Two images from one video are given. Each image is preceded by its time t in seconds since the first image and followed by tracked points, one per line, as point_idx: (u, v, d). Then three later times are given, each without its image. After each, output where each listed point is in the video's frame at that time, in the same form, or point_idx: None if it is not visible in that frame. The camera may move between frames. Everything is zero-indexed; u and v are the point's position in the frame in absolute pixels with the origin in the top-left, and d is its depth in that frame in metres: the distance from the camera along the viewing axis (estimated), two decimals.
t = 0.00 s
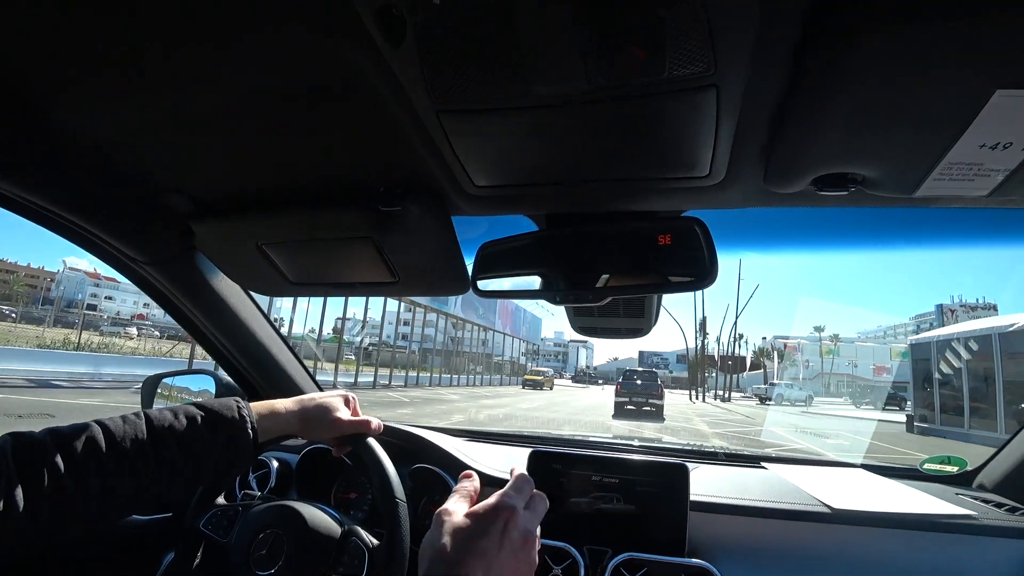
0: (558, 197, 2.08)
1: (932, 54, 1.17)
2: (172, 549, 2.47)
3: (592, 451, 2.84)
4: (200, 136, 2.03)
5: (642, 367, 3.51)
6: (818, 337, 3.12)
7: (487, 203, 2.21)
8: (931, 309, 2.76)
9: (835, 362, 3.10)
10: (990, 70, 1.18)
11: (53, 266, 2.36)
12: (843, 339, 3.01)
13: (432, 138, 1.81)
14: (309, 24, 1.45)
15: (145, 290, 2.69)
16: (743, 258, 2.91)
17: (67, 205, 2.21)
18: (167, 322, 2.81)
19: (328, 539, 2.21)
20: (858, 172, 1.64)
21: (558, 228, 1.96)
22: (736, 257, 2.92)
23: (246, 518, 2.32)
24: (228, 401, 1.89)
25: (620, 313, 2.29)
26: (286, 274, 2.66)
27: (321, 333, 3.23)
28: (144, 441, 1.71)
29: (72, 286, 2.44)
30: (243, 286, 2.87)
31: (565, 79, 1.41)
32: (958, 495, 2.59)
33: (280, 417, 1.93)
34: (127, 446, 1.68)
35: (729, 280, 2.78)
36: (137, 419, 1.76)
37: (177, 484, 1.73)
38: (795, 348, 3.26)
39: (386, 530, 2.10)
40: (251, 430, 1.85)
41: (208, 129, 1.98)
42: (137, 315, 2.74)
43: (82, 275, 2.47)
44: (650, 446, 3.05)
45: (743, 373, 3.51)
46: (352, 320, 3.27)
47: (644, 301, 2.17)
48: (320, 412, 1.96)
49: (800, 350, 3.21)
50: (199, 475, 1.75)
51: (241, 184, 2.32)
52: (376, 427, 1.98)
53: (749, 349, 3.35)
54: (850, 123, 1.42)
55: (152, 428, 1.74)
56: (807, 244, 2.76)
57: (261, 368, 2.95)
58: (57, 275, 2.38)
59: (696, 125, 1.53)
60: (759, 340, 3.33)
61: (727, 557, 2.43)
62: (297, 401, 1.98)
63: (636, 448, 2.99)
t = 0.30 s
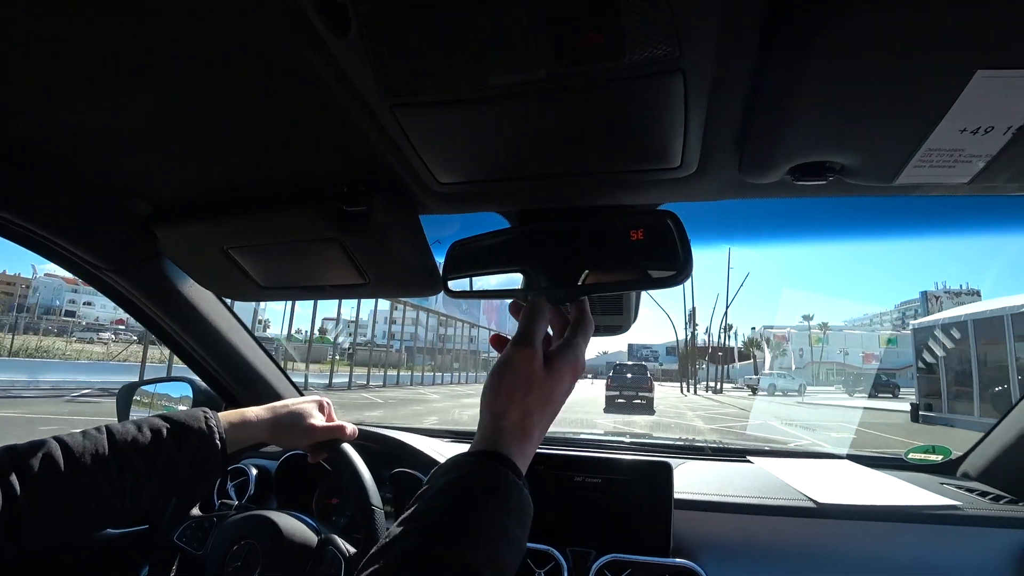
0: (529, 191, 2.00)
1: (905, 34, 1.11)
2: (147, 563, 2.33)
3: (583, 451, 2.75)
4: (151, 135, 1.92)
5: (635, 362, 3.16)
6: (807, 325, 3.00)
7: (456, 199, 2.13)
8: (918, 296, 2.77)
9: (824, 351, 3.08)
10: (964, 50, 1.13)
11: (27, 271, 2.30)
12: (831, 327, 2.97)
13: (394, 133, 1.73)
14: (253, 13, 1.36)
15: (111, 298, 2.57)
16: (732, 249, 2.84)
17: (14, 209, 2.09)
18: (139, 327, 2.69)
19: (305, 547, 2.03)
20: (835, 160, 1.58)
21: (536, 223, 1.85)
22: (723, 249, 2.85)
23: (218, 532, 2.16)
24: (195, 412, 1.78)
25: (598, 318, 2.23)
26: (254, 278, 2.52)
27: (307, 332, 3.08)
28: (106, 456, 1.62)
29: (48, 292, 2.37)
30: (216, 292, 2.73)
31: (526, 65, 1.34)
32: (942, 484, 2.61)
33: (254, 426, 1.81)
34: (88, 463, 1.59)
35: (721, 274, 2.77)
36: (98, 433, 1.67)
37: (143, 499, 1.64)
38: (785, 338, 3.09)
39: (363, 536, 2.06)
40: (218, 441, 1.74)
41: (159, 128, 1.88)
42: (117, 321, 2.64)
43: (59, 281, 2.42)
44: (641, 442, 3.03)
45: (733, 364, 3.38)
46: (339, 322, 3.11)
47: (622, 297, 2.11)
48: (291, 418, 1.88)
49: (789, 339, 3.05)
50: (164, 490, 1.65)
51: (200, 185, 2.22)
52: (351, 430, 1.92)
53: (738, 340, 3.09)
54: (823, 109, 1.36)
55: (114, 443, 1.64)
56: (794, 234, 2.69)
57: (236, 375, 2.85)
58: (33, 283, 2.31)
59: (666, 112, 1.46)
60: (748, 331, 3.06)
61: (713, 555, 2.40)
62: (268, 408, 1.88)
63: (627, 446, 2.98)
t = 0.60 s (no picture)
0: (518, 187, 2.01)
1: (892, 33, 1.13)
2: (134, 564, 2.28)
3: (573, 446, 2.75)
4: (134, 130, 1.89)
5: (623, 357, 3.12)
6: (795, 320, 3.05)
7: (445, 195, 2.13)
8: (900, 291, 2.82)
9: (812, 345, 3.12)
10: (946, 49, 1.15)
11: (2, 270, 2.25)
12: (820, 322, 3.01)
13: (384, 128, 1.72)
14: (242, 8, 1.35)
15: (95, 296, 2.53)
16: (721, 244, 2.85)
17: None
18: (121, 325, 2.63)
19: (295, 545, 2.01)
20: (820, 157, 1.60)
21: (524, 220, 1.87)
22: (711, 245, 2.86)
23: (207, 531, 2.13)
24: (182, 411, 1.78)
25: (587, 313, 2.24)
26: (242, 275, 2.50)
27: (295, 331, 3.10)
28: (92, 456, 1.60)
29: (25, 291, 2.33)
30: (203, 291, 2.71)
31: (518, 61, 1.34)
32: (924, 475, 2.67)
33: (243, 424, 1.80)
34: (73, 462, 1.58)
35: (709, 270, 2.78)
36: (84, 433, 1.65)
37: (129, 499, 1.63)
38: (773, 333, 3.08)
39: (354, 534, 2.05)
40: (207, 440, 1.73)
41: (145, 123, 1.85)
42: (96, 320, 2.58)
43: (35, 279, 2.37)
44: (630, 437, 3.07)
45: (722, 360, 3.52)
46: (325, 319, 3.13)
47: (611, 293, 2.13)
48: (279, 416, 1.87)
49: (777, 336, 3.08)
50: (151, 489, 1.64)
51: (187, 181, 2.19)
52: (340, 428, 1.92)
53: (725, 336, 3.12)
54: (810, 106, 1.38)
55: (100, 442, 1.62)
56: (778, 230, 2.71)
57: (224, 374, 2.83)
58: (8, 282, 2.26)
59: (654, 109, 1.48)
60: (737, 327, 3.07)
61: (701, 548, 2.43)
62: (257, 405, 1.86)
63: (615, 440, 3.01)
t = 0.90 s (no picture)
0: (513, 184, 2.01)
1: (885, 31, 1.14)
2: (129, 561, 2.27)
3: (568, 443, 2.76)
4: (126, 124, 1.88)
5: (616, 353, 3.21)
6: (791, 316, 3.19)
7: (440, 191, 2.14)
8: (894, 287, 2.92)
9: (808, 342, 3.24)
10: (937, 48, 1.16)
11: None
12: (814, 318, 3.14)
13: (378, 124, 1.72)
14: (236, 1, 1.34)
15: (87, 291, 2.52)
16: (717, 241, 2.88)
17: None
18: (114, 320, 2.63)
19: (290, 540, 2.03)
20: (813, 154, 1.62)
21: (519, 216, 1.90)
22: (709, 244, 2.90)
23: (203, 527, 2.13)
24: (175, 407, 1.77)
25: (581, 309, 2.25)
26: (236, 271, 2.50)
27: (281, 328, 3.05)
28: (85, 452, 1.58)
29: (11, 285, 2.28)
30: (196, 287, 2.70)
31: (513, 57, 1.34)
32: (913, 470, 2.70)
33: (237, 419, 1.81)
34: (67, 459, 1.55)
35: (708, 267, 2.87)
36: (77, 429, 1.63)
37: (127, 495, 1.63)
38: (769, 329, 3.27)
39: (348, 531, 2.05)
40: (200, 436, 1.73)
41: (138, 118, 1.83)
42: (83, 315, 2.55)
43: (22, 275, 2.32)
44: (624, 433, 3.09)
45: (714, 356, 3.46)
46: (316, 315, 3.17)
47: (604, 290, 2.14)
48: (273, 412, 1.87)
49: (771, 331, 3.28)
50: (147, 485, 1.65)
51: (180, 176, 2.18)
52: (333, 425, 1.92)
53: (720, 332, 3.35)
54: (803, 104, 1.38)
55: (93, 439, 1.61)
56: (775, 230, 2.76)
57: (219, 371, 2.82)
58: None
59: (649, 106, 1.48)
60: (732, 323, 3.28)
61: (694, 543, 2.45)
62: (250, 402, 1.87)
63: (610, 437, 3.02)
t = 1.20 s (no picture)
0: (508, 180, 2.00)
1: (878, 27, 1.13)
2: (126, 560, 2.26)
3: (566, 440, 2.76)
4: (118, 122, 1.86)
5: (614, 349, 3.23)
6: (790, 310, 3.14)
7: (435, 188, 2.13)
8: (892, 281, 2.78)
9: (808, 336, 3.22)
10: (931, 43, 1.16)
11: None
12: (814, 312, 3.12)
13: (371, 120, 1.71)
14: None
15: (81, 290, 2.50)
16: (717, 236, 2.88)
17: None
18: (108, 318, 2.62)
19: (286, 538, 2.02)
20: (808, 150, 1.61)
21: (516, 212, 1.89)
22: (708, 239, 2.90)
23: (200, 525, 2.12)
24: (164, 411, 1.76)
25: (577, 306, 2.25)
26: (231, 270, 2.49)
27: (278, 326, 3.02)
28: (74, 459, 1.58)
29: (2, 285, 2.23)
30: (191, 285, 2.69)
31: (507, 54, 1.33)
32: (909, 464, 2.70)
33: (229, 420, 1.76)
34: (55, 466, 1.55)
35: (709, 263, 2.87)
36: (65, 436, 1.63)
37: (115, 501, 1.63)
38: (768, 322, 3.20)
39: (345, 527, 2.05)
40: (189, 437, 1.72)
41: (129, 115, 1.82)
42: (72, 313, 2.55)
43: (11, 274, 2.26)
44: (621, 430, 3.09)
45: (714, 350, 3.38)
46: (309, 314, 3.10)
47: (601, 286, 2.14)
48: (265, 410, 1.82)
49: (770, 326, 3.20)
50: (137, 489, 1.64)
51: (175, 174, 2.17)
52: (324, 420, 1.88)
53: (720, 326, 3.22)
54: (798, 99, 1.38)
55: (81, 445, 1.60)
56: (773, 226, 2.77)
57: (214, 369, 2.81)
58: None
59: (643, 102, 1.48)
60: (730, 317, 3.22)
61: (691, 539, 2.45)
62: (240, 402, 1.83)
63: (607, 433, 3.03)
